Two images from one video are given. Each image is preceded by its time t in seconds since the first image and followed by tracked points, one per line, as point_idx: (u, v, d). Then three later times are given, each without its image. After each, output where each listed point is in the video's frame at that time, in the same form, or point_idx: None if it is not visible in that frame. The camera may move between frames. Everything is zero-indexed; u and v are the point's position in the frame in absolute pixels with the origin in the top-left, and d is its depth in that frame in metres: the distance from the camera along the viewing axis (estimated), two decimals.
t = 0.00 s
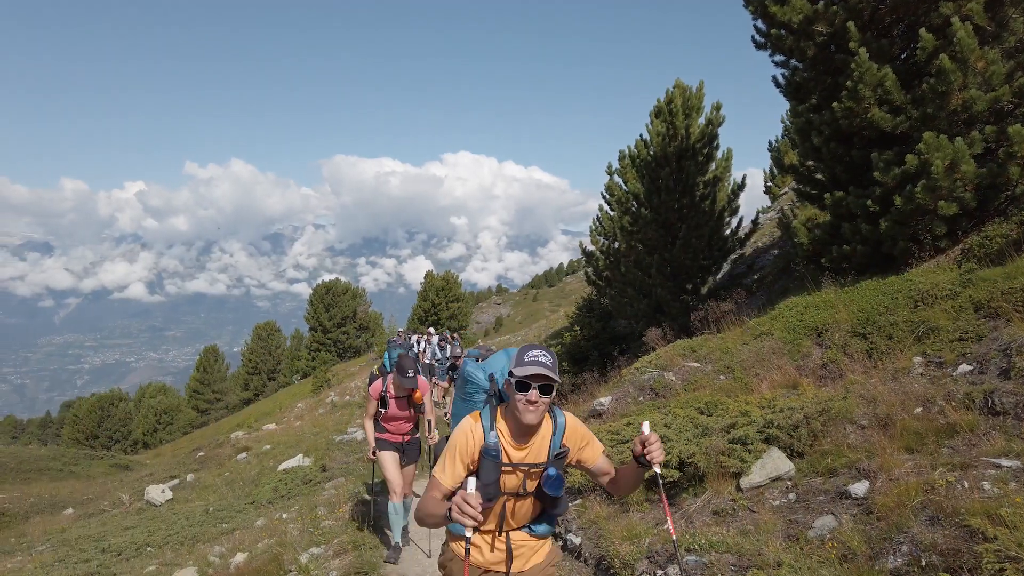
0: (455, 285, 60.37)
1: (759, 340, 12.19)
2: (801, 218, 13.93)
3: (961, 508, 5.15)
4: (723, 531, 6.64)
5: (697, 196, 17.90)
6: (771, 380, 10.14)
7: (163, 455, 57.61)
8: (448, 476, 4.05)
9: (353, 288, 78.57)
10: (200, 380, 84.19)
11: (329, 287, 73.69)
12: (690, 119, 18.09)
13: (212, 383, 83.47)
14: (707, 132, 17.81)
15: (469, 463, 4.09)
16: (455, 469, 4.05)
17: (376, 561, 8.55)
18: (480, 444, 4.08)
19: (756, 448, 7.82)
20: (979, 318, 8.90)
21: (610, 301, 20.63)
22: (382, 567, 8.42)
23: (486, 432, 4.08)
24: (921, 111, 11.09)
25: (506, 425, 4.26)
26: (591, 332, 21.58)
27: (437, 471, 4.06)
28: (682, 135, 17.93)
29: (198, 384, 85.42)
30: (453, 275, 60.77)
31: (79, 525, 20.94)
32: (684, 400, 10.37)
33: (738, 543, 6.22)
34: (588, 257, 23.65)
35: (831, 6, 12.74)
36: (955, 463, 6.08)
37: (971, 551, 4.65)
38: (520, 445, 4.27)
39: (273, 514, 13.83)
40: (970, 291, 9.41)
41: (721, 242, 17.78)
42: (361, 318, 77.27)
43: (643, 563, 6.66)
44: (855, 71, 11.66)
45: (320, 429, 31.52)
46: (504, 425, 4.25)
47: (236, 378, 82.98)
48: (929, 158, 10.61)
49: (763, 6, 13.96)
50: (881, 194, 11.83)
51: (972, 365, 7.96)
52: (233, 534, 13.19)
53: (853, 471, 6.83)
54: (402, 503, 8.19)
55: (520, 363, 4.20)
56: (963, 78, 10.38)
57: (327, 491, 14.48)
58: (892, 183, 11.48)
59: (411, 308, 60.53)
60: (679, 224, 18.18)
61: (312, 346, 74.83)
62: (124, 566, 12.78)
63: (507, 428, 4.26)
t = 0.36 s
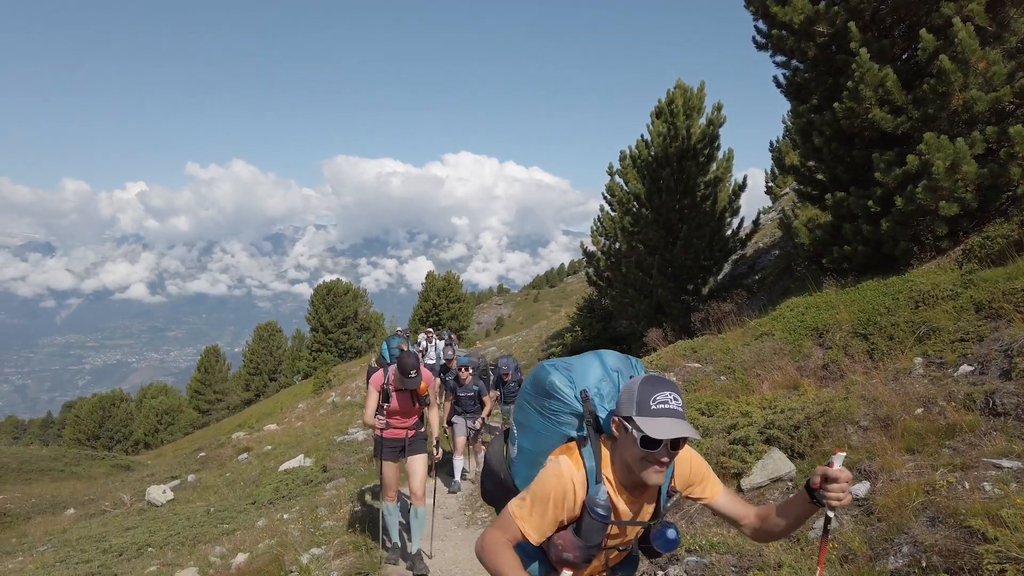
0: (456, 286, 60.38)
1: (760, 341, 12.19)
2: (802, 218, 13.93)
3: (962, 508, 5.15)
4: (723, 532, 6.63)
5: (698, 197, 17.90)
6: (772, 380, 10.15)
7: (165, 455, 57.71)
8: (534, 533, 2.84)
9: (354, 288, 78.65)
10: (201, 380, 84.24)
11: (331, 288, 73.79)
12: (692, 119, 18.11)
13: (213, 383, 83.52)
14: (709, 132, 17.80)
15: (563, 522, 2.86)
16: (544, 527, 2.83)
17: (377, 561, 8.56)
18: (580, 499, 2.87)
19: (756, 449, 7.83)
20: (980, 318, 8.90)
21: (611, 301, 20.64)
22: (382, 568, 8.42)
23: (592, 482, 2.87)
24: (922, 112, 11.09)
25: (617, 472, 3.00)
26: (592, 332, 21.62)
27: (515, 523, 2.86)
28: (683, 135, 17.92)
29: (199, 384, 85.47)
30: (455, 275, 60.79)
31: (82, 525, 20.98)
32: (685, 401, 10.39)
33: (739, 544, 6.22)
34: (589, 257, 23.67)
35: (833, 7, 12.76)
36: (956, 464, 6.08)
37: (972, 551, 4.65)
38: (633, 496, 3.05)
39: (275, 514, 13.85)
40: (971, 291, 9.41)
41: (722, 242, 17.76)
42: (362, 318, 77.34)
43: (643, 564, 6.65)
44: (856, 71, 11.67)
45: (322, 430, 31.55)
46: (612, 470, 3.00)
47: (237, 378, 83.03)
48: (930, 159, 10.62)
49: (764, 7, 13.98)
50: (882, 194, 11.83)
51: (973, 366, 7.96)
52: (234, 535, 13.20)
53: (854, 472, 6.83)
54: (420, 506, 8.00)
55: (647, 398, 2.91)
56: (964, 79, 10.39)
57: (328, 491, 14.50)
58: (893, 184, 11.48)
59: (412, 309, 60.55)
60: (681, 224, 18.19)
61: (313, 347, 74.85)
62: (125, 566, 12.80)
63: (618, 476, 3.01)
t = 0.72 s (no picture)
0: (457, 285, 60.37)
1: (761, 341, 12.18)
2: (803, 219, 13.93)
3: (963, 509, 5.15)
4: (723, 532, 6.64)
5: (699, 197, 17.91)
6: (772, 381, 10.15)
7: (165, 455, 57.78)
8: (681, 559, 2.42)
9: (354, 288, 78.67)
10: (201, 380, 84.29)
11: (331, 287, 73.82)
12: (692, 119, 18.12)
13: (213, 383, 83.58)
14: (709, 132, 17.80)
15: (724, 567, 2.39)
16: (698, 559, 2.38)
17: (377, 562, 8.56)
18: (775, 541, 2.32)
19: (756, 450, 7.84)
20: (980, 318, 8.91)
21: (611, 301, 20.65)
22: (383, 569, 8.43)
23: (787, 528, 2.31)
24: (923, 112, 11.09)
25: (820, 501, 2.44)
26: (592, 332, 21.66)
27: (659, 524, 2.47)
28: (683, 135, 17.91)
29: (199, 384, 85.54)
30: (455, 275, 60.80)
31: (82, 525, 21.00)
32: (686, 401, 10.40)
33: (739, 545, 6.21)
34: (589, 257, 23.66)
35: (833, 7, 12.76)
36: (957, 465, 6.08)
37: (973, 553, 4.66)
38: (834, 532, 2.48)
39: (275, 514, 13.87)
40: (972, 291, 9.41)
41: (722, 242, 17.76)
42: (362, 318, 77.37)
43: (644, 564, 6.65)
44: (856, 72, 11.66)
45: (322, 430, 31.57)
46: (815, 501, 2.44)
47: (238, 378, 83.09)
48: (931, 159, 10.61)
49: (764, 7, 13.97)
50: (882, 195, 11.84)
51: (974, 367, 7.96)
52: (234, 535, 13.21)
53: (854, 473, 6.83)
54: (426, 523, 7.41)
55: (894, 417, 2.28)
56: (965, 79, 10.39)
57: (329, 491, 14.52)
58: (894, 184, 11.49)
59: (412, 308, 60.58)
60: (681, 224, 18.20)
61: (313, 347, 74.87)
62: (126, 567, 12.81)
63: (818, 503, 2.45)
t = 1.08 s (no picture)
0: (457, 285, 60.31)
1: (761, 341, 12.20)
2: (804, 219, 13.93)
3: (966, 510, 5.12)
4: (725, 532, 6.64)
5: (700, 197, 17.91)
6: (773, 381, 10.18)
7: (166, 455, 57.75)
8: (1006, 434, 1.51)
9: (355, 288, 78.67)
10: (202, 380, 84.26)
11: (331, 287, 73.83)
12: (692, 119, 18.13)
13: (214, 383, 83.59)
14: (710, 132, 17.81)
15: None
16: None
17: (378, 562, 8.58)
18: None
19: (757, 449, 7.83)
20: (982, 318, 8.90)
21: (612, 301, 20.66)
22: (383, 568, 8.44)
23: None
24: (924, 112, 11.08)
25: None
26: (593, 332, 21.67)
27: (953, 384, 1.53)
28: (684, 135, 17.94)
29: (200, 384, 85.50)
30: (455, 275, 60.76)
31: (82, 525, 20.99)
32: (686, 400, 10.41)
33: (740, 545, 6.20)
34: (590, 256, 23.63)
35: (834, 7, 12.76)
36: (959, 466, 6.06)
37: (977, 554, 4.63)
38: None
39: (276, 514, 13.86)
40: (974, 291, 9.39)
41: (723, 242, 17.75)
42: (363, 317, 77.52)
43: (645, 563, 6.64)
44: (857, 71, 11.65)
45: (324, 429, 31.55)
46: None
47: (238, 378, 83.07)
48: (932, 159, 10.60)
49: (765, 7, 13.96)
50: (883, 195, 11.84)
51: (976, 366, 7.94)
52: (235, 535, 13.20)
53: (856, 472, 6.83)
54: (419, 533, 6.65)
55: None
56: (966, 79, 10.38)
57: (329, 492, 14.50)
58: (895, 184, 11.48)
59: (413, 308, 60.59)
60: (682, 224, 18.20)
61: (314, 347, 74.85)
62: (126, 567, 12.80)
63: None
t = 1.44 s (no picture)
0: (458, 285, 60.23)
1: (762, 341, 12.21)
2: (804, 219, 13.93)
3: (965, 509, 5.12)
4: (725, 532, 6.64)
5: (700, 197, 17.90)
6: (773, 380, 10.18)
7: (166, 455, 57.77)
8: None
9: (355, 288, 78.66)
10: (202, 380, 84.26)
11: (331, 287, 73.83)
12: (692, 119, 18.14)
13: (214, 383, 83.62)
14: (710, 133, 17.84)
15: None
16: None
17: (378, 562, 8.58)
18: None
19: (758, 449, 7.82)
20: (982, 318, 8.89)
21: (612, 301, 20.66)
22: (383, 568, 8.45)
23: None
24: (925, 112, 11.08)
25: None
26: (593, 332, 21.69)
27: None
28: (684, 135, 17.98)
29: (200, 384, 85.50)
30: (456, 275, 60.69)
31: (82, 526, 20.98)
32: (687, 400, 10.41)
33: (740, 544, 6.19)
34: (590, 256, 23.63)
35: (835, 7, 12.76)
36: (958, 465, 6.06)
37: (975, 553, 4.63)
38: None
39: (275, 515, 13.86)
40: (974, 291, 9.39)
41: (723, 242, 17.74)
42: (363, 317, 77.55)
43: (646, 563, 6.62)
44: (858, 71, 11.66)
45: (324, 429, 31.54)
46: None
47: (238, 378, 83.07)
48: (932, 159, 10.61)
49: (765, 7, 13.97)
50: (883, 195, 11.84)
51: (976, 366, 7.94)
52: (235, 535, 13.19)
53: (856, 472, 6.82)
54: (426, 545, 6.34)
55: None
56: (966, 79, 10.39)
57: (329, 492, 14.50)
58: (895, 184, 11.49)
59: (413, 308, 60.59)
60: (682, 224, 18.21)
61: (314, 347, 74.85)
62: (127, 567, 12.79)
63: None
